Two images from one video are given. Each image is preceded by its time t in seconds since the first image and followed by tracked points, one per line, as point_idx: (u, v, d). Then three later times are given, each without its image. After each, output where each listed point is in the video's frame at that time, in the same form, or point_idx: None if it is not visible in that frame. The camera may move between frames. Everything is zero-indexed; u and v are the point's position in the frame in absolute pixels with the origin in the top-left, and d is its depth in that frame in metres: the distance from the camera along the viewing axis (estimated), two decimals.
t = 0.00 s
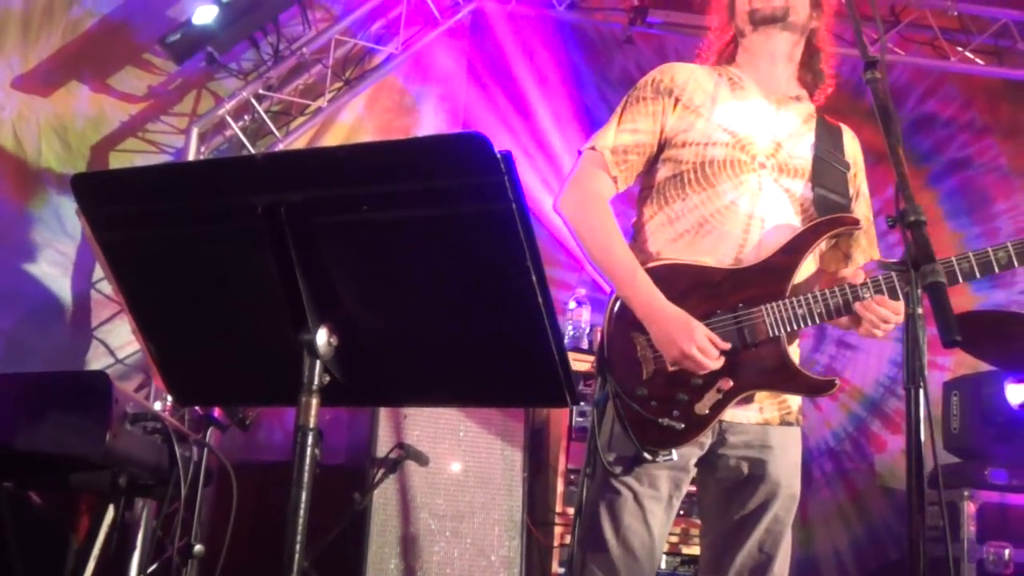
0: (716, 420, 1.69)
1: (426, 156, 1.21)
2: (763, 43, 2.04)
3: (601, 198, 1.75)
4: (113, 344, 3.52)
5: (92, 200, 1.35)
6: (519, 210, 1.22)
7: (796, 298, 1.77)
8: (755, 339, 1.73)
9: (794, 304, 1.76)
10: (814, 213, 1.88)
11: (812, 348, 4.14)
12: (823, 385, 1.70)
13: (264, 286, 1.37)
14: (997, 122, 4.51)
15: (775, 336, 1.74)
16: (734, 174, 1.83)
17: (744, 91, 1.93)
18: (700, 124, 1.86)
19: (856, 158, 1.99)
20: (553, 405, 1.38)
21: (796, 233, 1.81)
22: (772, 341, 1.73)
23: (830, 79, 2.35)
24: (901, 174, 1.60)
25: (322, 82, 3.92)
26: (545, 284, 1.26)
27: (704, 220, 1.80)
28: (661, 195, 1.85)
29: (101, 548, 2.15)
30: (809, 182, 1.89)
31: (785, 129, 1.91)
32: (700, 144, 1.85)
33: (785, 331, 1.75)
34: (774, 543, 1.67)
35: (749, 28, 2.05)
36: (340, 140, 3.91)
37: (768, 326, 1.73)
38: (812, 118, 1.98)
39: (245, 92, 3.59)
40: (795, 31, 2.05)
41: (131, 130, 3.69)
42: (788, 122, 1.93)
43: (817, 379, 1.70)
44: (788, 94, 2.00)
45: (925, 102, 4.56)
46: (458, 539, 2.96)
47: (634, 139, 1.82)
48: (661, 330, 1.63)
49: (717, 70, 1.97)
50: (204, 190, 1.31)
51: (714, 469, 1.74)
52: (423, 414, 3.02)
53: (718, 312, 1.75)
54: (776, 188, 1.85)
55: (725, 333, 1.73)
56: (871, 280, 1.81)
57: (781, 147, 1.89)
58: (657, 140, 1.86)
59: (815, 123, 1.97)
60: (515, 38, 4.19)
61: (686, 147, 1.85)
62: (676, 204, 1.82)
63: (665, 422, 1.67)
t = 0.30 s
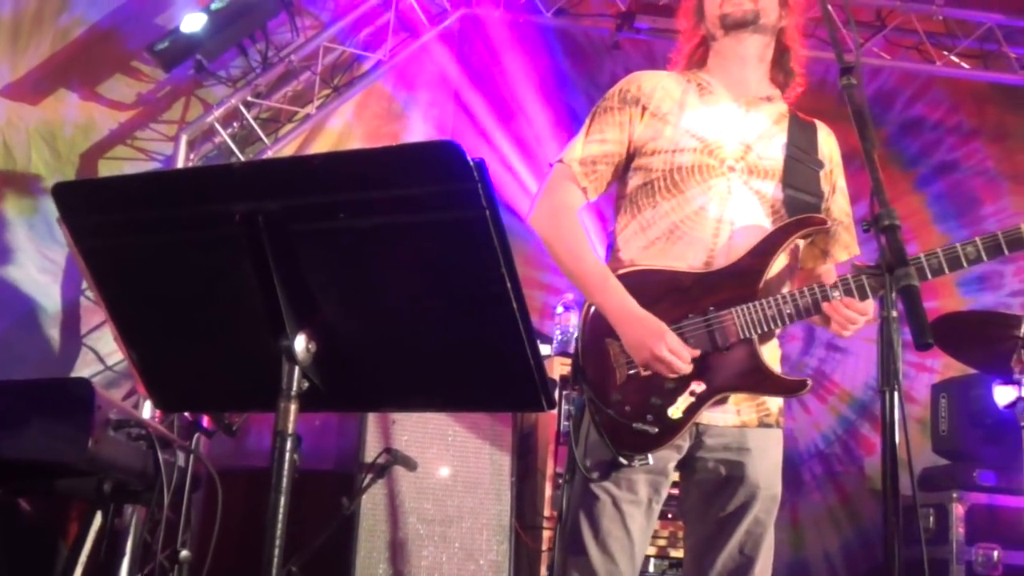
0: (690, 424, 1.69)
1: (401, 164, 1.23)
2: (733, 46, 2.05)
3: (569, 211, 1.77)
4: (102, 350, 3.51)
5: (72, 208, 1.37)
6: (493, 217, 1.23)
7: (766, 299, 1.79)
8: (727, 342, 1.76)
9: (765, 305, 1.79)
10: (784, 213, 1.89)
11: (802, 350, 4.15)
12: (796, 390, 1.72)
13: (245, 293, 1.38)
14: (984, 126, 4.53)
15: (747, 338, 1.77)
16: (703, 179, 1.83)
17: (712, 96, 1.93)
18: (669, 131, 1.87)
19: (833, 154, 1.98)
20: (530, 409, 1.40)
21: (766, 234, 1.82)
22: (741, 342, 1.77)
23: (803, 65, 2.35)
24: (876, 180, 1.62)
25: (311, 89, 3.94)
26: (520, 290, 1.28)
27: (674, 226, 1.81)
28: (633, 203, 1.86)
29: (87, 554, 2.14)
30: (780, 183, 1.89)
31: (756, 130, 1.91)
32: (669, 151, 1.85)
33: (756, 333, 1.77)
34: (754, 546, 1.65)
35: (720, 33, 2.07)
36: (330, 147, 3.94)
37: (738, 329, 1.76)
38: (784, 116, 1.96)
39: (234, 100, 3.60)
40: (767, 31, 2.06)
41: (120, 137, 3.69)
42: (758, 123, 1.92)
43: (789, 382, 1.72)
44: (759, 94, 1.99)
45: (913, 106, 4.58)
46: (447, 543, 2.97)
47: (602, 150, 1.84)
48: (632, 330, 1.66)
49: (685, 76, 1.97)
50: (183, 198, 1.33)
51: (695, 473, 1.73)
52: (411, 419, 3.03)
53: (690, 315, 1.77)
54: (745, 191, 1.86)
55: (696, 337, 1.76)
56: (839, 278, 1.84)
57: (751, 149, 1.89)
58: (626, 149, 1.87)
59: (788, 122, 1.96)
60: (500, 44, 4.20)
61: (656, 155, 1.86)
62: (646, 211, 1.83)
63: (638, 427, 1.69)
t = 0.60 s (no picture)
0: (665, 425, 1.69)
1: (376, 174, 1.24)
2: (682, 50, 2.08)
3: (532, 222, 1.79)
4: (93, 365, 3.54)
5: (52, 223, 1.38)
6: (467, 226, 1.25)
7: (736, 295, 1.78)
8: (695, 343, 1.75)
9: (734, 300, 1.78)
10: (746, 208, 1.90)
11: (795, 352, 4.21)
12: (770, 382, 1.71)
13: (225, 305, 1.39)
14: (971, 124, 4.55)
15: (717, 336, 1.77)
16: (663, 179, 1.86)
17: (666, 96, 1.96)
18: (625, 132, 1.89)
19: (791, 151, 2.01)
20: (510, 414, 1.41)
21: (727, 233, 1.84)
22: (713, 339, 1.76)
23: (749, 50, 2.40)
24: (852, 181, 1.63)
25: (299, 100, 3.96)
26: (496, 298, 1.29)
27: (637, 228, 1.83)
28: (596, 207, 1.88)
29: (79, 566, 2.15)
30: (740, 179, 1.91)
31: (711, 128, 1.94)
32: (626, 153, 1.87)
33: (726, 328, 1.77)
34: (737, 547, 1.67)
35: (663, 43, 2.09)
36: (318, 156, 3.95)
37: (708, 326, 1.76)
38: (739, 114, 2.00)
39: (221, 112, 3.62)
40: (709, 30, 2.08)
41: (108, 151, 3.72)
42: (713, 122, 1.95)
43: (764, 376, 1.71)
44: (713, 94, 2.02)
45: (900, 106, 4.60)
46: (440, 550, 2.98)
47: (562, 155, 1.85)
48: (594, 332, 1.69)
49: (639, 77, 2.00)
50: (161, 211, 1.34)
51: (676, 473, 1.75)
52: (403, 426, 3.04)
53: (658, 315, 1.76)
54: (705, 189, 1.88)
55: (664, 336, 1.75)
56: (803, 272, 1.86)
57: (708, 146, 1.92)
58: (585, 151, 1.88)
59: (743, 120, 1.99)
60: (482, 53, 4.24)
61: (614, 156, 1.88)
62: (609, 215, 1.85)
63: (613, 431, 1.68)
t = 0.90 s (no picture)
0: (644, 430, 1.82)
1: (361, 191, 1.27)
2: (637, 52, 2.28)
3: (501, 244, 1.97)
4: (89, 381, 3.59)
5: (45, 244, 1.40)
6: (452, 239, 1.28)
7: (694, 294, 1.93)
8: (662, 339, 1.90)
9: (690, 299, 1.93)
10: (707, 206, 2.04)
11: (788, 360, 4.24)
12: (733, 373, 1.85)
13: (217, 319, 1.41)
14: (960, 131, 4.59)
15: (680, 330, 1.92)
16: (624, 189, 2.01)
17: (624, 106, 2.14)
18: (585, 147, 2.06)
19: (752, 149, 2.14)
20: (499, 423, 1.43)
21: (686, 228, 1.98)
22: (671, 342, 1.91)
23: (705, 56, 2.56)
24: (833, 191, 1.67)
25: (292, 116, 3.97)
26: (482, 309, 1.32)
27: (604, 237, 1.98)
28: (564, 224, 2.03)
29: None
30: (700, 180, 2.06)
31: (670, 133, 2.10)
32: (587, 167, 2.04)
33: (685, 324, 1.92)
34: (720, 551, 1.77)
35: (620, 41, 2.31)
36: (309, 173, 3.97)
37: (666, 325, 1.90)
38: (699, 116, 2.16)
39: (216, 127, 3.66)
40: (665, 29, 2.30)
41: (103, 168, 3.75)
42: (672, 127, 2.11)
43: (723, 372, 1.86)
44: (670, 99, 2.19)
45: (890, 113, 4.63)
46: (436, 562, 3.00)
47: (525, 176, 2.04)
48: (563, 336, 1.86)
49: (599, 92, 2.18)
50: (152, 229, 1.36)
51: (659, 480, 1.86)
52: (397, 438, 3.05)
53: (625, 322, 1.90)
54: (666, 194, 2.03)
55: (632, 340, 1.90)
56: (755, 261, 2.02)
57: (668, 152, 2.08)
58: (545, 171, 2.06)
59: (702, 121, 2.15)
60: (469, 68, 4.29)
61: (575, 171, 2.04)
62: (576, 229, 2.00)
63: (596, 441, 1.82)
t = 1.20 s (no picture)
0: (616, 460, 1.84)
1: (354, 212, 1.29)
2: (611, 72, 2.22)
3: (478, 279, 1.99)
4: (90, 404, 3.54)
5: (43, 269, 1.42)
6: (446, 258, 1.29)
7: (676, 330, 1.92)
8: (639, 377, 1.90)
9: (671, 335, 1.91)
10: (684, 239, 2.02)
11: (787, 374, 4.25)
12: (706, 416, 1.84)
13: (214, 340, 1.43)
14: (954, 145, 4.61)
15: (659, 370, 1.91)
16: (598, 226, 2.01)
17: (594, 135, 2.12)
18: (557, 183, 2.07)
19: (729, 159, 2.10)
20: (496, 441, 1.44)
21: (664, 267, 1.97)
22: (647, 381, 1.90)
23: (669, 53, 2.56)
24: (825, 206, 1.68)
25: (289, 137, 4.01)
26: (477, 327, 1.33)
27: (580, 274, 1.98)
28: (544, 257, 2.04)
29: None
30: (676, 210, 2.03)
31: (642, 159, 2.08)
32: (560, 205, 2.04)
33: (665, 362, 1.91)
34: (712, 566, 1.76)
35: (596, 58, 2.24)
36: (309, 194, 4.01)
37: (645, 362, 1.90)
38: (670, 136, 2.13)
39: (213, 150, 3.67)
40: (641, 56, 2.24)
41: (102, 192, 3.76)
42: (643, 152, 2.10)
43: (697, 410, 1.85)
44: (642, 120, 2.16)
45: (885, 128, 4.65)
46: None
47: (499, 216, 2.07)
48: (541, 368, 1.88)
49: (570, 118, 2.17)
50: (149, 252, 1.38)
51: (646, 500, 1.85)
52: (397, 457, 3.06)
53: (602, 358, 1.93)
54: (641, 227, 2.02)
55: (609, 375, 1.91)
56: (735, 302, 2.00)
57: (640, 180, 2.06)
58: (518, 207, 2.09)
59: (674, 141, 2.12)
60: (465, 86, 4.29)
61: (548, 208, 2.05)
62: (554, 266, 2.01)
63: (568, 469, 1.85)
